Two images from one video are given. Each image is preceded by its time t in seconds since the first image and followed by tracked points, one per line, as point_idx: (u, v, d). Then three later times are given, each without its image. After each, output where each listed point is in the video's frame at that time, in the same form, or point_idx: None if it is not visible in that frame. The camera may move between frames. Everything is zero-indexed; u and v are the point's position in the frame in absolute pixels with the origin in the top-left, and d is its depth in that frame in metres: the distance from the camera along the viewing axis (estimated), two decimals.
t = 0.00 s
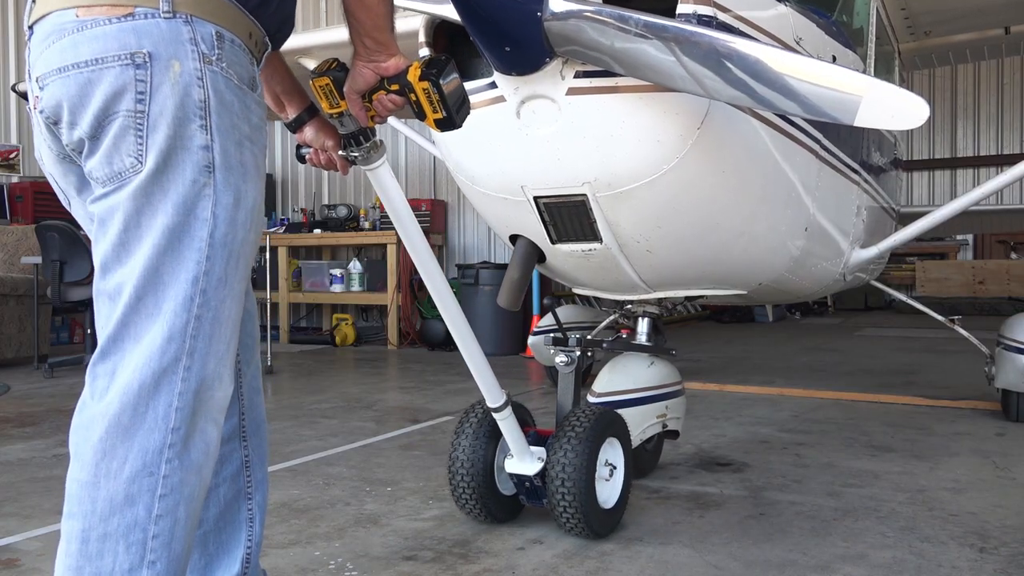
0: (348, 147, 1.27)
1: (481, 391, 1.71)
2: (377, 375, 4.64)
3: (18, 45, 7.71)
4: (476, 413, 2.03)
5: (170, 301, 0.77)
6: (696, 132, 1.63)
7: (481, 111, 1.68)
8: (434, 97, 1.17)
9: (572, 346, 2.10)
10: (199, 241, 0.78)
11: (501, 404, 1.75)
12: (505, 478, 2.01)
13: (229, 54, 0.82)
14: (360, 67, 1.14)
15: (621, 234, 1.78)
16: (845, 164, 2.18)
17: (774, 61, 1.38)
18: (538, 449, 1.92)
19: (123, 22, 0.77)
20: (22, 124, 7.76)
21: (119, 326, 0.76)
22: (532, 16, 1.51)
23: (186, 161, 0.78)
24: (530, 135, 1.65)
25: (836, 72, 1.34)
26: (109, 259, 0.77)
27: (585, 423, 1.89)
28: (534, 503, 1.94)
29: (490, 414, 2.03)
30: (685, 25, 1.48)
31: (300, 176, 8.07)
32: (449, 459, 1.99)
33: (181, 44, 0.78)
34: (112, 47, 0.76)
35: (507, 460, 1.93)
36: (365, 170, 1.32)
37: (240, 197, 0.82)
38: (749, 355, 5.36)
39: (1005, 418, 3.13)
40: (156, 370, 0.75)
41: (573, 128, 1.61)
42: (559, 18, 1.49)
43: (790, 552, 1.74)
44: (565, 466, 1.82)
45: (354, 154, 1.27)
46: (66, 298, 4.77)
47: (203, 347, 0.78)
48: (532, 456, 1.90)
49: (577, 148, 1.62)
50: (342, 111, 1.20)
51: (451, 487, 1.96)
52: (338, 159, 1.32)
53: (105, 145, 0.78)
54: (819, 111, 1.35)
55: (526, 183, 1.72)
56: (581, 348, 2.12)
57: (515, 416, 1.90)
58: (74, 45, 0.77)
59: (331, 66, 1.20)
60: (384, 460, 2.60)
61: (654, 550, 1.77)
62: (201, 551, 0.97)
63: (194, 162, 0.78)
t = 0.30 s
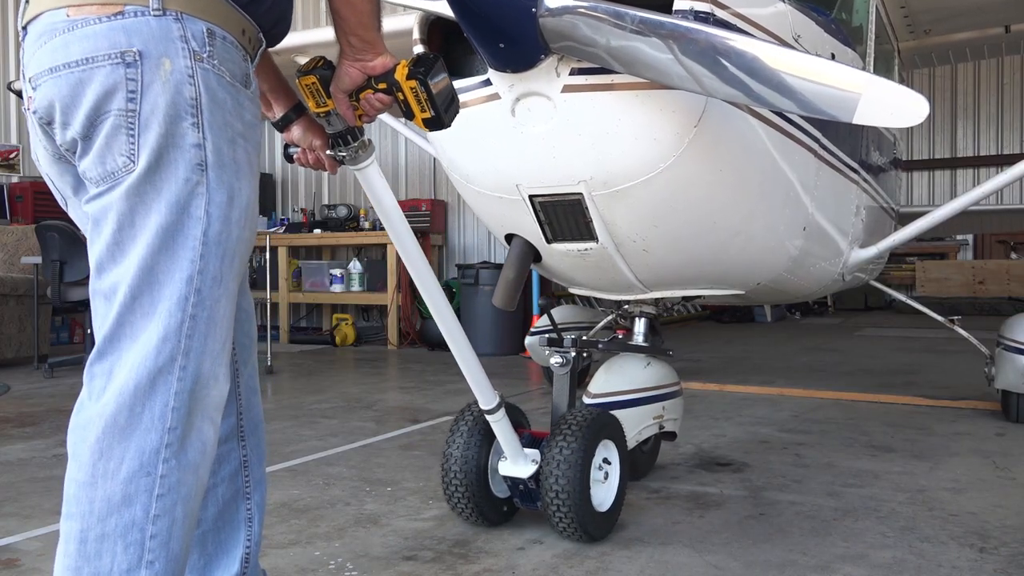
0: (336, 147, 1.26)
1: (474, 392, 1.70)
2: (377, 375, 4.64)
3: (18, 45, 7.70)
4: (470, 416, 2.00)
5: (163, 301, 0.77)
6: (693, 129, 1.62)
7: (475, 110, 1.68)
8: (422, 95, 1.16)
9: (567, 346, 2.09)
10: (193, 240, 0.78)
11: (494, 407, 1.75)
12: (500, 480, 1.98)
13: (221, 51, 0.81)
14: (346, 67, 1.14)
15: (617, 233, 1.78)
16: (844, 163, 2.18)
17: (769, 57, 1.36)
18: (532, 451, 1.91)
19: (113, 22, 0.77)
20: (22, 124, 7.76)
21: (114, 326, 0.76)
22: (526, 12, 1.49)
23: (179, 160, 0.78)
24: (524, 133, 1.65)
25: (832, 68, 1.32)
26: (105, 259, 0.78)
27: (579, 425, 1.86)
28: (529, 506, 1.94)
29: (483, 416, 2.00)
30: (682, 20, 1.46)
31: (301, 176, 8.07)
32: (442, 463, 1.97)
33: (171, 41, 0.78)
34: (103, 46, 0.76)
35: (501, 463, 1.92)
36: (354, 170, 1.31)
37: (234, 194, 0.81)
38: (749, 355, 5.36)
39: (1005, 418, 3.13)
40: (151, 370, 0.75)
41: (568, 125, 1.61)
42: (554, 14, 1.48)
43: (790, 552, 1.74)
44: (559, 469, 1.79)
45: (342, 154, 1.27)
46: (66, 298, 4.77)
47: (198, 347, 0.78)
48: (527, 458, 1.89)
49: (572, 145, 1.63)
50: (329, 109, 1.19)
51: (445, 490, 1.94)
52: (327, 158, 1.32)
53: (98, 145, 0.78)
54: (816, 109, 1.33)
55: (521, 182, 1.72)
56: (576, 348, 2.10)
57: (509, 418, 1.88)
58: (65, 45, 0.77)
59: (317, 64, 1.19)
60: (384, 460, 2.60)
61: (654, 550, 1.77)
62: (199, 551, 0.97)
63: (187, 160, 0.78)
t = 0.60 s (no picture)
0: (316, 144, 1.25)
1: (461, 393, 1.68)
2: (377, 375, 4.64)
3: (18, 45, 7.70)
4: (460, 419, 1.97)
5: (154, 302, 0.77)
6: (688, 127, 1.62)
7: (465, 107, 1.67)
8: (403, 90, 1.13)
9: (559, 348, 2.07)
10: (184, 239, 0.78)
11: (483, 410, 1.71)
12: (490, 484, 1.94)
13: (209, 45, 0.81)
14: (326, 60, 1.11)
15: (611, 232, 1.78)
16: (842, 161, 2.17)
17: (764, 53, 1.36)
18: (522, 455, 1.86)
19: (98, 17, 0.76)
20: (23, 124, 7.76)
21: (106, 328, 0.77)
22: (517, 6, 1.48)
23: (168, 158, 0.78)
24: (516, 130, 1.64)
25: (829, 63, 1.31)
26: (95, 261, 0.78)
27: (569, 429, 1.82)
28: (520, 511, 1.90)
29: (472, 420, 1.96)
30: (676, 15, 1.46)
31: (301, 176, 8.07)
32: (431, 466, 1.93)
33: (159, 37, 0.77)
34: (88, 43, 0.76)
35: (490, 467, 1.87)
36: (336, 168, 1.29)
37: (224, 192, 0.82)
38: (749, 355, 5.35)
39: (1005, 418, 3.12)
40: (144, 372, 0.76)
41: (560, 123, 1.60)
42: (545, 9, 1.47)
43: (790, 552, 1.74)
44: (550, 475, 1.75)
45: (322, 151, 1.25)
46: (66, 298, 4.77)
47: (190, 348, 0.79)
48: (516, 462, 1.84)
49: (564, 142, 1.62)
50: (308, 105, 1.17)
51: (433, 493, 1.90)
52: (307, 156, 1.31)
53: (85, 145, 0.78)
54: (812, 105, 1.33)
55: (512, 181, 1.71)
56: (568, 350, 2.08)
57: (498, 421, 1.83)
58: (50, 42, 0.77)
59: (297, 57, 1.16)
60: (384, 460, 2.60)
61: (654, 550, 1.77)
62: (197, 552, 0.97)
63: (176, 159, 0.78)
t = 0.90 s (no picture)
0: (292, 140, 1.23)
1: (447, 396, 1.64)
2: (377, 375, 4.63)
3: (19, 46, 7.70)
4: (446, 422, 1.91)
5: (125, 305, 0.78)
6: (679, 124, 1.60)
7: (453, 103, 1.64)
8: (378, 83, 1.14)
9: (549, 350, 2.06)
10: (150, 237, 0.79)
11: (469, 414, 1.66)
12: (477, 489, 1.89)
13: (177, 35, 0.82)
14: (299, 54, 1.11)
15: (602, 232, 1.76)
16: (838, 161, 2.16)
17: (758, 48, 1.35)
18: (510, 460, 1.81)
19: (59, 6, 0.77)
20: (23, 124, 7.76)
21: (78, 334, 0.78)
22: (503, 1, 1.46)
23: (133, 154, 0.79)
24: (504, 127, 1.62)
25: (824, 58, 1.31)
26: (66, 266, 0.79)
27: (559, 431, 1.78)
28: (508, 516, 1.85)
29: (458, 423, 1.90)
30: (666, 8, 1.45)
31: (301, 176, 8.07)
32: (417, 471, 1.87)
33: (123, 25, 0.78)
34: (49, 31, 0.77)
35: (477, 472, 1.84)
36: (314, 164, 1.27)
37: (192, 188, 0.82)
38: (749, 356, 5.35)
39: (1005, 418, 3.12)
40: (119, 379, 0.77)
41: (548, 120, 1.58)
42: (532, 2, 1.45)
43: (790, 552, 1.74)
44: (539, 479, 1.71)
45: (298, 147, 1.23)
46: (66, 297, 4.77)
47: (163, 350, 0.80)
48: (504, 467, 1.80)
49: (552, 139, 1.59)
50: (283, 100, 1.16)
51: (419, 498, 1.84)
52: (284, 152, 1.30)
53: (48, 140, 0.78)
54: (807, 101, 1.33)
55: (501, 179, 1.69)
56: (558, 352, 2.07)
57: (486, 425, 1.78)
58: (9, 28, 0.78)
59: (270, 51, 1.15)
60: (384, 460, 2.60)
61: (654, 550, 1.77)
62: (184, 553, 0.97)
63: (140, 155, 0.79)
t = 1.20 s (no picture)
0: (267, 135, 1.17)
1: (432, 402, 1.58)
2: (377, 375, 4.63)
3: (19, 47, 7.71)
4: (433, 425, 1.87)
5: (100, 309, 0.76)
6: (670, 119, 1.52)
7: (440, 99, 1.55)
8: (353, 75, 1.08)
9: (538, 352, 2.00)
10: (122, 238, 0.77)
11: (454, 418, 1.61)
12: (463, 494, 1.85)
13: (141, 28, 0.81)
14: (272, 44, 1.06)
15: (592, 231, 1.69)
16: (836, 158, 2.10)
17: (755, 43, 1.29)
18: (497, 464, 1.76)
19: None
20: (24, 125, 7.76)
21: (51, 340, 0.76)
22: None
23: (100, 152, 0.77)
24: (490, 124, 1.53)
25: (817, 51, 1.25)
26: (39, 271, 0.77)
27: (546, 438, 1.72)
28: (495, 523, 1.81)
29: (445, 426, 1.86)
30: None
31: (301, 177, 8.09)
32: (403, 475, 1.83)
33: (86, 18, 0.77)
34: (8, 25, 0.76)
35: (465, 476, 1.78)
36: (289, 162, 1.21)
37: (163, 187, 0.81)
38: (749, 356, 5.36)
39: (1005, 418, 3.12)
40: (98, 385, 0.76)
41: (536, 116, 1.50)
42: None
43: (790, 552, 1.74)
44: (525, 489, 1.66)
45: (273, 143, 1.17)
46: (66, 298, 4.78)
47: (142, 352, 0.79)
48: (491, 473, 1.75)
49: (541, 135, 1.51)
50: (256, 93, 1.11)
51: (405, 502, 1.81)
52: (259, 149, 1.24)
53: (10, 136, 0.77)
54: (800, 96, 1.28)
55: (488, 177, 1.61)
56: (547, 354, 2.01)
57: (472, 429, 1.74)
58: None
59: (241, 42, 1.11)
60: (383, 461, 2.59)
61: (654, 550, 1.77)
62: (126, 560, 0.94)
63: (109, 153, 0.78)
